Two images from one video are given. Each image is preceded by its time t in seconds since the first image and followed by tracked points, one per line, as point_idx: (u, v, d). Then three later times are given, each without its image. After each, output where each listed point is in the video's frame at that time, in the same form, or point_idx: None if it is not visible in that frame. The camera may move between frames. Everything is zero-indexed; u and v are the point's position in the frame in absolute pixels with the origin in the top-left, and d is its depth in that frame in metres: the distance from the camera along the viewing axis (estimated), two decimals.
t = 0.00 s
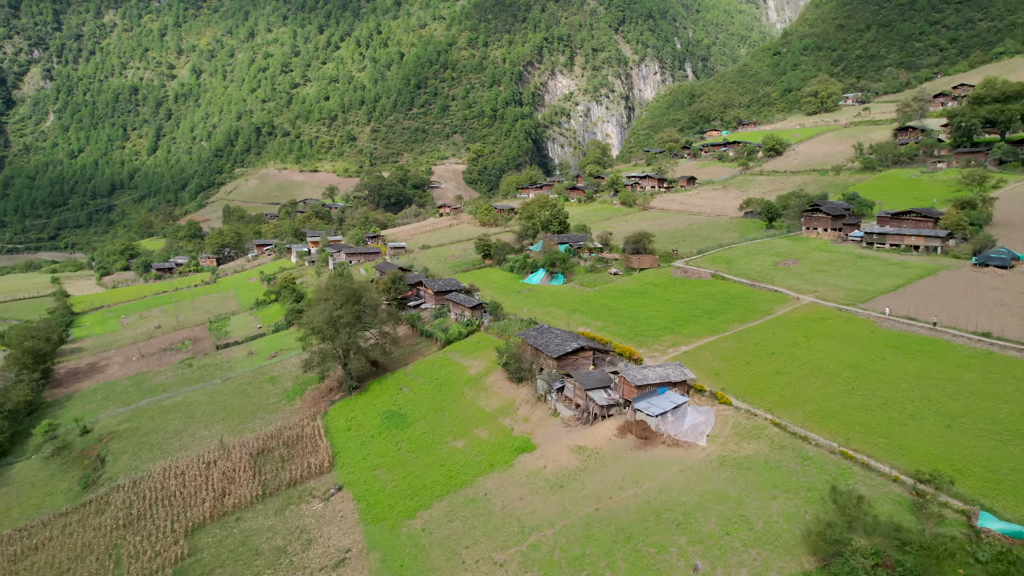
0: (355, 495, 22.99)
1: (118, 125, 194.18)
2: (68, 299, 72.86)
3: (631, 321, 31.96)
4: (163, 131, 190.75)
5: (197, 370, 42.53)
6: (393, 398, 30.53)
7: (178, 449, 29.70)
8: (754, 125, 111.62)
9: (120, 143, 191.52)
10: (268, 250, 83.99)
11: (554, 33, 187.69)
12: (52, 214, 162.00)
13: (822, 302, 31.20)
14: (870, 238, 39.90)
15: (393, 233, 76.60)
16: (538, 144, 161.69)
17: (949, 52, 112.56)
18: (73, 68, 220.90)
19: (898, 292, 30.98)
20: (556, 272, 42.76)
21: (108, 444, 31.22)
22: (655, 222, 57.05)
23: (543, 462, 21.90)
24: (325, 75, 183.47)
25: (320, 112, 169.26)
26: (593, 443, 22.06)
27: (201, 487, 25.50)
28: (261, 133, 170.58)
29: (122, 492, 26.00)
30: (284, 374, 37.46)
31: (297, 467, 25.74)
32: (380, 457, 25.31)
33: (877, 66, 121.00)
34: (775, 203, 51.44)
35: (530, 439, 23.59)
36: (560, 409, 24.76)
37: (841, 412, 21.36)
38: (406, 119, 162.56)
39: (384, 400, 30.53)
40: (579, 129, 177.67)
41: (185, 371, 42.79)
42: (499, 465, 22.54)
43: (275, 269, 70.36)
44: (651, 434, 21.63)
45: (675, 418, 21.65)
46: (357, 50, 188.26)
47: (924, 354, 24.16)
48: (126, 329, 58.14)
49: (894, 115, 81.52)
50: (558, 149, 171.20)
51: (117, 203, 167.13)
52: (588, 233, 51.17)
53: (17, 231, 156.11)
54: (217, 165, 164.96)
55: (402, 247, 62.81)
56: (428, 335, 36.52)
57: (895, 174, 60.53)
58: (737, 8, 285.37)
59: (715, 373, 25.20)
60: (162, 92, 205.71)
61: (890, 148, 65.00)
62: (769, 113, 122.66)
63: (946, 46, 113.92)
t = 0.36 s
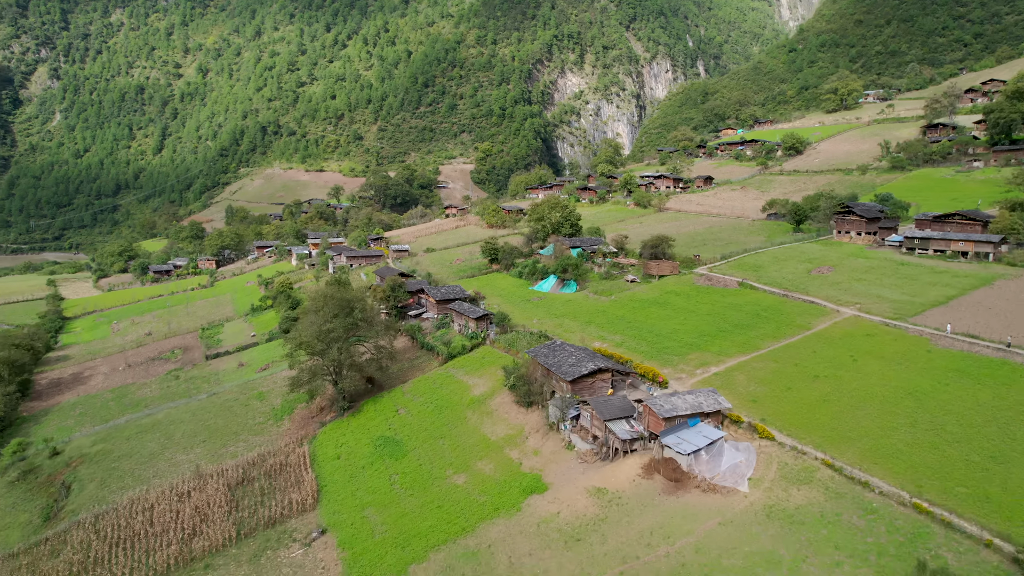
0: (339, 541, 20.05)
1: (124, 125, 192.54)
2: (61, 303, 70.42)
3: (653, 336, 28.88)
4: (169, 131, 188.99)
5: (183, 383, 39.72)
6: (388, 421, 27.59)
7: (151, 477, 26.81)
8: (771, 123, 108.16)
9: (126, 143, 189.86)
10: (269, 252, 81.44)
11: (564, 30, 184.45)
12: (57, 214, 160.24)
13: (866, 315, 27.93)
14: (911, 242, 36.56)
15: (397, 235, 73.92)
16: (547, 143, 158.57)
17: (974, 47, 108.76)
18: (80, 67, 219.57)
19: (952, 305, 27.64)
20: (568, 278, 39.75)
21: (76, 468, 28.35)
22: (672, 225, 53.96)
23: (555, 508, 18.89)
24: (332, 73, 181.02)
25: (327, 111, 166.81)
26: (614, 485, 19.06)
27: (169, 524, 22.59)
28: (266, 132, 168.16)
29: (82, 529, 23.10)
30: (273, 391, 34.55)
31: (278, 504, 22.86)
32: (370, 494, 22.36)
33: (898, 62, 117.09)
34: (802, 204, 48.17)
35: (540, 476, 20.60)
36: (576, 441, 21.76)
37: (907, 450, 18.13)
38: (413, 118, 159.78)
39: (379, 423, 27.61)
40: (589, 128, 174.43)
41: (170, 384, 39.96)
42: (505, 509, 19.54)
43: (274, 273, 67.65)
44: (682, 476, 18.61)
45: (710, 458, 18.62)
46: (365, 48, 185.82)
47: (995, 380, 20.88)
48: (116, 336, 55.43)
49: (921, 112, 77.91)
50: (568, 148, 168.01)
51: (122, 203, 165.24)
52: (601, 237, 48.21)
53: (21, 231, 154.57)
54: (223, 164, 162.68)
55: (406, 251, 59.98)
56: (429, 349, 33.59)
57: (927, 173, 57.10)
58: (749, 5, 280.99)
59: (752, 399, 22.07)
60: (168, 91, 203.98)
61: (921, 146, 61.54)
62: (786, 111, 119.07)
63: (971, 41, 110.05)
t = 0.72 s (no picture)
0: None
1: (131, 124, 191.07)
2: (55, 307, 68.14)
3: (680, 354, 25.81)
4: (177, 130, 187.57)
5: (167, 398, 36.92)
6: (383, 449, 24.66)
7: (117, 510, 23.91)
8: (789, 121, 104.56)
9: (133, 142, 188.42)
10: (270, 254, 78.90)
11: (575, 27, 181.16)
12: (63, 214, 158.82)
13: (922, 333, 24.61)
14: (960, 248, 33.08)
15: (402, 237, 71.15)
16: (558, 142, 155.50)
17: (1002, 42, 104.84)
18: (88, 67, 218.72)
19: (1020, 321, 24.29)
20: (582, 287, 36.69)
21: (38, 498, 25.55)
22: (691, 228, 50.94)
23: (572, 571, 15.88)
24: (340, 72, 178.62)
25: (334, 110, 164.45)
26: (643, 543, 16.03)
27: (128, 571, 19.66)
28: (273, 131, 165.80)
29: None
30: (261, 410, 31.68)
31: (253, 551, 19.97)
32: (358, 543, 19.48)
33: (922, 58, 113.14)
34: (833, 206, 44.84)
35: (554, 527, 17.61)
36: (595, 483, 18.80)
37: (1000, 508, 14.93)
38: (421, 116, 157.00)
39: (372, 452, 24.66)
40: (600, 126, 171.25)
41: (155, 399, 37.18)
42: (513, 569, 16.53)
43: (273, 276, 65.07)
44: (726, 534, 15.59)
45: (758, 512, 15.58)
46: (373, 46, 183.45)
47: None
48: (105, 343, 52.88)
49: (951, 109, 74.22)
50: (579, 147, 164.80)
51: (128, 203, 163.54)
52: (617, 240, 45.23)
53: (27, 231, 153.28)
54: (229, 164, 160.54)
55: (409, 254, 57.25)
56: (431, 364, 30.67)
57: (964, 172, 53.60)
58: (763, 2, 276.19)
59: (802, 435, 18.88)
60: (176, 90, 202.44)
61: (956, 144, 57.95)
62: (804, 109, 115.42)
63: (999, 36, 106.10)
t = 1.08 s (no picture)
0: None
1: (139, 124, 189.59)
2: (47, 312, 65.81)
3: (713, 378, 22.74)
4: (184, 130, 186.02)
5: (148, 416, 34.04)
6: (375, 485, 21.72)
7: (73, 554, 21.08)
8: (809, 119, 100.98)
9: (140, 141, 186.76)
10: (270, 257, 76.15)
11: (587, 24, 177.74)
12: (69, 214, 157.29)
13: (994, 356, 21.33)
14: (1019, 256, 29.58)
15: (407, 240, 68.35)
16: (569, 141, 152.34)
17: None
18: (97, 66, 217.79)
19: None
20: (599, 296, 33.55)
21: None
22: (713, 232, 47.91)
23: None
24: (348, 70, 176.07)
25: (341, 108, 162.07)
26: None
27: None
28: (280, 130, 163.31)
29: None
30: (247, 432, 28.85)
31: None
32: None
33: (947, 53, 109.08)
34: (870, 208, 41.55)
35: None
36: (621, 542, 15.79)
37: None
38: (430, 115, 154.26)
39: (362, 488, 21.74)
40: (612, 125, 168.06)
41: (136, 416, 34.43)
42: None
43: (272, 280, 62.46)
44: None
45: None
46: (381, 44, 181.03)
47: None
48: (94, 351, 50.35)
49: (985, 105, 70.49)
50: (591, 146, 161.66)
51: (134, 202, 161.75)
52: (635, 244, 42.19)
53: (33, 231, 151.87)
54: (236, 163, 158.30)
55: (414, 258, 54.48)
56: (432, 384, 27.79)
57: (1006, 171, 50.04)
58: None
59: (870, 487, 15.70)
60: (183, 89, 200.69)
61: (995, 141, 54.38)
62: (824, 106, 111.66)
63: None
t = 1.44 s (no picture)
0: None
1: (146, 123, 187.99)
2: (39, 317, 63.40)
3: (756, 412, 19.59)
4: (191, 129, 184.33)
5: (124, 437, 31.24)
6: (362, 535, 18.71)
7: None
8: (831, 117, 97.12)
9: (147, 141, 185.24)
10: (271, 260, 73.48)
11: (598, 22, 174.50)
12: (75, 214, 155.69)
13: None
14: None
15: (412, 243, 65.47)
16: (580, 140, 149.09)
17: None
18: (105, 66, 216.70)
19: None
20: (618, 308, 30.39)
21: None
22: (738, 237, 44.72)
23: None
24: (356, 68, 173.58)
25: (349, 107, 159.51)
26: None
27: None
28: (287, 129, 161.05)
29: None
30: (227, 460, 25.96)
31: None
32: None
33: (974, 48, 104.96)
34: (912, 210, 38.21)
35: None
36: None
37: None
38: (438, 114, 151.32)
39: (347, 538, 18.73)
40: (624, 124, 164.79)
41: (112, 436, 31.66)
42: None
43: (271, 285, 59.74)
44: None
45: None
46: (390, 42, 178.47)
47: None
48: (80, 361, 47.77)
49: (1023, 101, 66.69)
50: (602, 145, 158.08)
51: (140, 203, 159.85)
52: (654, 250, 39.09)
53: (39, 231, 150.33)
54: (242, 163, 155.90)
55: (418, 262, 51.62)
56: (432, 410, 24.86)
57: None
58: None
59: (971, 567, 12.48)
60: (191, 88, 199.08)
61: None
62: (845, 104, 107.77)
63: None
